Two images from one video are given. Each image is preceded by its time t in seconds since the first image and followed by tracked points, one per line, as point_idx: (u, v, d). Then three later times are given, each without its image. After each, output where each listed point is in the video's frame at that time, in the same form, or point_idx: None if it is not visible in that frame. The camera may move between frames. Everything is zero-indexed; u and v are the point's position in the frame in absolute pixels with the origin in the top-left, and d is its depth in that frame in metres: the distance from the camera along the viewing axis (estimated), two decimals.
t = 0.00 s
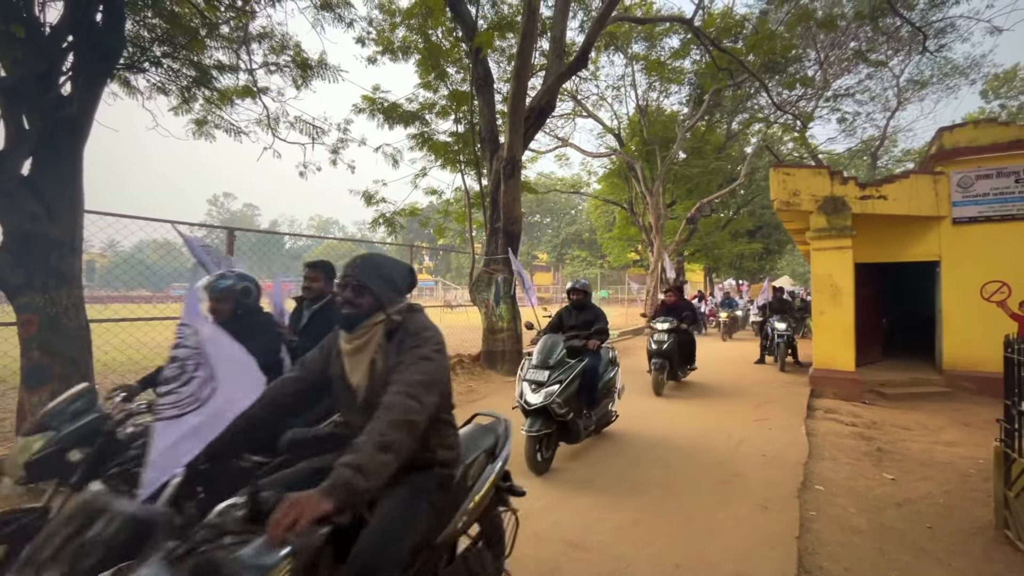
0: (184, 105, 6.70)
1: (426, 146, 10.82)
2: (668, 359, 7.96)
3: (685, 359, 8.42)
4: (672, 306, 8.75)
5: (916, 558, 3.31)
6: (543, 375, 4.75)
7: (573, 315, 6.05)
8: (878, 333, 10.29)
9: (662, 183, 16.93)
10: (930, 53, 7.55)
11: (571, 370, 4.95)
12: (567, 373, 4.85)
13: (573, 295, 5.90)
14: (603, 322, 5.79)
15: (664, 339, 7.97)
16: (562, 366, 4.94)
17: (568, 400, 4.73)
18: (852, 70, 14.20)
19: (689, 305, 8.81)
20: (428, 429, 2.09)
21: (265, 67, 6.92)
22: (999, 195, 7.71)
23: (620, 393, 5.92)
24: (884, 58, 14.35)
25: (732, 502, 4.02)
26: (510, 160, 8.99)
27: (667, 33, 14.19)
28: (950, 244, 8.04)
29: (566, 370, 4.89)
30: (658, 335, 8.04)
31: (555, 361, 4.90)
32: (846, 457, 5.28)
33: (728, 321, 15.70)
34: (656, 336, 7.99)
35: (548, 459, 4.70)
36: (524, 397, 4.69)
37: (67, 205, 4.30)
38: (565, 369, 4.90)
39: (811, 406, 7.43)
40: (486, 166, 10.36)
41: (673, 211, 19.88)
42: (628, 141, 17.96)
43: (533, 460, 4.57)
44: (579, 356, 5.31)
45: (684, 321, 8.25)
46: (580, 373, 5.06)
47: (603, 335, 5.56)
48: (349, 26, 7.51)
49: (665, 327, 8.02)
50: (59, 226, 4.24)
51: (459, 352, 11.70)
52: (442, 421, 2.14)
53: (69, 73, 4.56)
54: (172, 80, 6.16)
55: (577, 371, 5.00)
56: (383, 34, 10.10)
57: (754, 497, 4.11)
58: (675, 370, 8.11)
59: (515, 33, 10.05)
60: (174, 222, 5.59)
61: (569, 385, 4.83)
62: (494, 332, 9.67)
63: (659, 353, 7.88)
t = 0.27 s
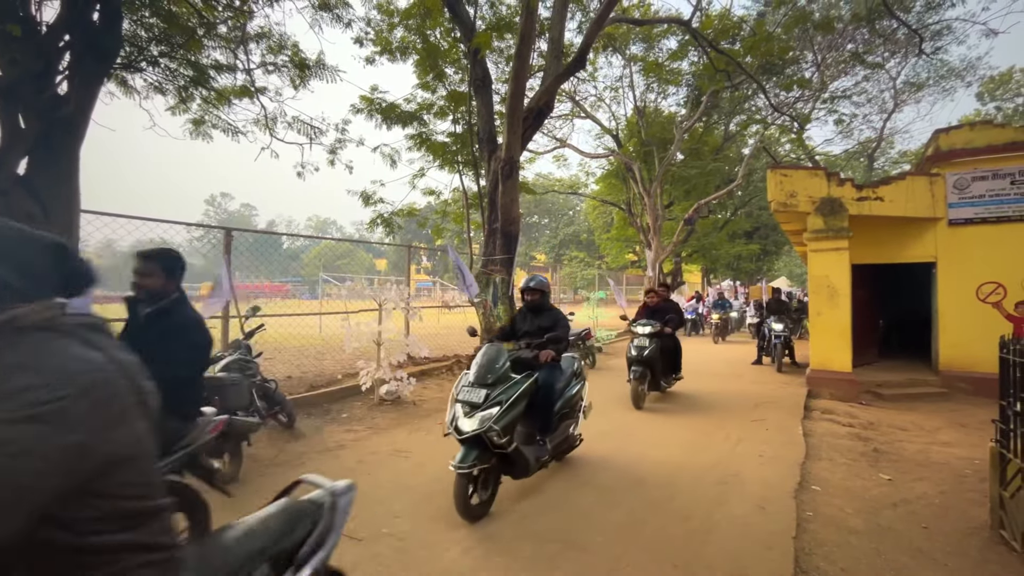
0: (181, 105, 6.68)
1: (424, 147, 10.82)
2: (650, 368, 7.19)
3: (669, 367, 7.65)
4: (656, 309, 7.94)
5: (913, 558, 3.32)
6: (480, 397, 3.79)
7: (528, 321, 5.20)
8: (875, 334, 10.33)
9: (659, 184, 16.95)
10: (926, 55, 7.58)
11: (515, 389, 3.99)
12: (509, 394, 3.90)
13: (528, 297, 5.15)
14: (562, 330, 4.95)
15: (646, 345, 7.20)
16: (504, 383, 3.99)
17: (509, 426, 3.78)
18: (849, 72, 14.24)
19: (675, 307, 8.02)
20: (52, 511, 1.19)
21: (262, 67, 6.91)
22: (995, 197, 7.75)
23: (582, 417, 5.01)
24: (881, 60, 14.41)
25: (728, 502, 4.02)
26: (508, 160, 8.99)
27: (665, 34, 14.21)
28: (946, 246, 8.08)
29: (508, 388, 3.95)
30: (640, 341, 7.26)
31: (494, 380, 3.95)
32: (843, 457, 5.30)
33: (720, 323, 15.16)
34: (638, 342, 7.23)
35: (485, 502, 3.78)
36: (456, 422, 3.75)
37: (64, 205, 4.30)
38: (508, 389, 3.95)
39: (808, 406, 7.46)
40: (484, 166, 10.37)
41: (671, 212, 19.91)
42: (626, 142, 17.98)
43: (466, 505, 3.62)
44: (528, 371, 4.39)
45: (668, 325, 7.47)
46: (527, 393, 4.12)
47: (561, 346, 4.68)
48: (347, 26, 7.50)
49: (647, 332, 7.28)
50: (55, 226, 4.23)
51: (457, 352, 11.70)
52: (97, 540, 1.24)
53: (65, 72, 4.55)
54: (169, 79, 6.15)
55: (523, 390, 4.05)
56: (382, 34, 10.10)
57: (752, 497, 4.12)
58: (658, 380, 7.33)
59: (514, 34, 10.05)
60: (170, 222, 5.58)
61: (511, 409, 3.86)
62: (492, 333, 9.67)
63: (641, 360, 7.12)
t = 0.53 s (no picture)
0: (179, 104, 6.67)
1: (422, 146, 10.81)
2: (627, 379, 6.23)
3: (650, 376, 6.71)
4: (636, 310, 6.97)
5: (909, 558, 3.33)
6: (372, 434, 2.77)
7: (463, 327, 4.04)
8: (871, 334, 10.36)
9: (657, 184, 16.96)
10: (923, 56, 7.61)
11: (420, 423, 2.96)
12: (410, 431, 2.87)
13: (461, 298, 3.92)
14: (502, 339, 3.83)
15: (622, 353, 6.23)
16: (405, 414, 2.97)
17: (413, 471, 2.81)
18: (846, 73, 14.28)
19: (657, 309, 7.05)
20: None
21: (260, 66, 6.90)
22: (991, 198, 7.78)
23: (531, 449, 3.97)
24: (878, 61, 14.45)
25: (725, 502, 4.03)
26: (506, 161, 8.99)
27: (663, 34, 14.22)
28: (942, 246, 8.11)
29: (410, 423, 2.92)
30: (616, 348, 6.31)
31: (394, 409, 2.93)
32: (839, 457, 5.31)
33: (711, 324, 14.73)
34: (612, 349, 6.27)
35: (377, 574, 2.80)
36: (341, 467, 2.70)
37: (61, 205, 4.28)
38: (414, 423, 2.93)
39: (805, 406, 7.48)
40: (482, 166, 10.37)
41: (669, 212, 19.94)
42: (624, 143, 18.00)
43: None
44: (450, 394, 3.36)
45: (648, 330, 6.52)
46: (442, 426, 3.11)
47: (496, 362, 3.62)
48: (345, 25, 7.49)
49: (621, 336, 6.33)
50: (52, 225, 4.22)
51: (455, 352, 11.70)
52: None
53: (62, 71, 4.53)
54: (166, 78, 6.13)
55: (433, 424, 3.02)
56: (379, 34, 10.09)
57: (749, 497, 4.13)
58: (637, 392, 6.38)
59: (512, 34, 10.05)
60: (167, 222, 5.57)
61: (412, 452, 2.85)
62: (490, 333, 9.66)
63: (616, 371, 6.15)
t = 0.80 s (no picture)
0: (175, 102, 6.63)
1: (420, 145, 10.78)
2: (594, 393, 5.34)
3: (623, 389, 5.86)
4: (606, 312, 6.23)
5: (905, 556, 3.35)
6: (154, 505, 1.86)
7: (354, 336, 3.03)
8: (868, 334, 10.40)
9: (655, 184, 17.00)
10: (920, 56, 7.63)
11: (233, 488, 1.99)
12: (211, 504, 1.90)
13: (352, 295, 2.89)
14: (403, 349, 2.81)
15: (590, 363, 5.37)
16: (213, 475, 2.00)
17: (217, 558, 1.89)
18: (844, 73, 14.31)
19: (631, 311, 6.31)
20: None
21: (257, 64, 6.87)
22: (987, 198, 7.82)
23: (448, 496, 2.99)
24: (875, 61, 14.50)
25: (722, 501, 4.04)
26: (504, 160, 8.99)
27: (661, 34, 14.23)
28: (939, 246, 8.14)
29: (214, 489, 1.95)
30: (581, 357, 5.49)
31: (201, 465, 2.01)
32: (836, 456, 5.33)
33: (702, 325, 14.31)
34: (578, 358, 5.42)
35: None
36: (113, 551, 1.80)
37: (56, 203, 4.26)
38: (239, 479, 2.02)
39: (802, 405, 7.50)
40: (480, 165, 10.37)
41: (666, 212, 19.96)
42: (621, 142, 18.02)
43: None
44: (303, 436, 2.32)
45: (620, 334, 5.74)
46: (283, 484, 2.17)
47: (385, 385, 2.63)
48: (343, 24, 7.48)
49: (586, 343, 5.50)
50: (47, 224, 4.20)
51: (453, 351, 11.70)
52: None
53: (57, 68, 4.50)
54: (163, 76, 6.10)
55: (264, 486, 2.07)
56: (377, 32, 10.07)
57: (746, 495, 4.15)
58: (607, 409, 5.48)
59: (510, 33, 10.04)
60: (164, 220, 5.55)
61: (216, 534, 1.91)
62: (488, 332, 9.65)
63: (582, 383, 5.28)
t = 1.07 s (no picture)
0: (172, 99, 6.61)
1: (417, 144, 10.77)
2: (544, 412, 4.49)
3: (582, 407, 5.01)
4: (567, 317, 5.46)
5: (901, 554, 3.36)
6: None
7: (145, 356, 2.08)
8: (864, 333, 10.44)
9: (653, 183, 17.02)
10: (917, 56, 7.65)
11: None
12: None
13: (133, 297, 1.98)
14: (197, 378, 1.88)
15: (540, 376, 4.55)
16: None
17: None
18: (841, 72, 14.34)
19: (595, 315, 5.54)
20: None
21: (254, 62, 6.85)
22: (982, 197, 7.86)
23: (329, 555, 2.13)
24: (872, 61, 14.56)
25: (719, 499, 4.05)
26: (501, 159, 8.98)
27: (659, 33, 14.23)
28: (935, 245, 8.17)
29: None
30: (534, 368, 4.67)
31: None
32: (832, 454, 5.35)
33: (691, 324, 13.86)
34: (526, 371, 4.60)
35: None
36: None
37: (52, 201, 4.25)
38: None
39: (798, 404, 7.53)
40: (477, 164, 10.36)
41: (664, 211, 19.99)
42: (619, 141, 18.05)
43: None
44: None
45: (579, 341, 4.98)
46: None
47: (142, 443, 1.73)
48: (340, 22, 7.47)
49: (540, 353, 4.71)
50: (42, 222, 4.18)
51: (450, 350, 11.70)
52: None
53: (52, 65, 4.48)
54: (158, 74, 6.08)
55: None
56: (375, 31, 10.04)
57: (742, 494, 4.16)
58: (561, 432, 4.65)
59: (508, 32, 10.03)
60: (160, 218, 5.55)
61: None
62: (485, 331, 9.65)
63: (529, 399, 4.44)
